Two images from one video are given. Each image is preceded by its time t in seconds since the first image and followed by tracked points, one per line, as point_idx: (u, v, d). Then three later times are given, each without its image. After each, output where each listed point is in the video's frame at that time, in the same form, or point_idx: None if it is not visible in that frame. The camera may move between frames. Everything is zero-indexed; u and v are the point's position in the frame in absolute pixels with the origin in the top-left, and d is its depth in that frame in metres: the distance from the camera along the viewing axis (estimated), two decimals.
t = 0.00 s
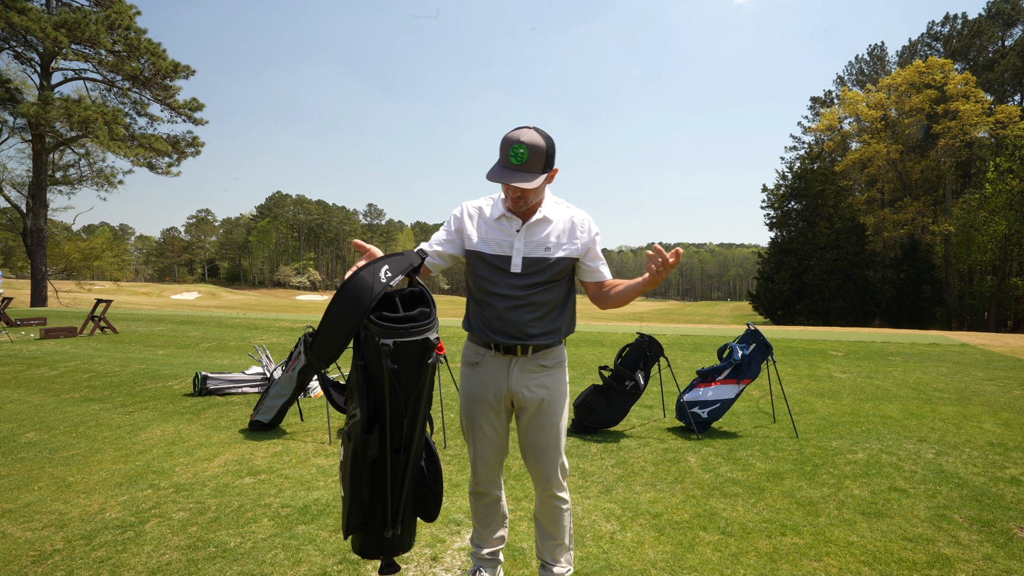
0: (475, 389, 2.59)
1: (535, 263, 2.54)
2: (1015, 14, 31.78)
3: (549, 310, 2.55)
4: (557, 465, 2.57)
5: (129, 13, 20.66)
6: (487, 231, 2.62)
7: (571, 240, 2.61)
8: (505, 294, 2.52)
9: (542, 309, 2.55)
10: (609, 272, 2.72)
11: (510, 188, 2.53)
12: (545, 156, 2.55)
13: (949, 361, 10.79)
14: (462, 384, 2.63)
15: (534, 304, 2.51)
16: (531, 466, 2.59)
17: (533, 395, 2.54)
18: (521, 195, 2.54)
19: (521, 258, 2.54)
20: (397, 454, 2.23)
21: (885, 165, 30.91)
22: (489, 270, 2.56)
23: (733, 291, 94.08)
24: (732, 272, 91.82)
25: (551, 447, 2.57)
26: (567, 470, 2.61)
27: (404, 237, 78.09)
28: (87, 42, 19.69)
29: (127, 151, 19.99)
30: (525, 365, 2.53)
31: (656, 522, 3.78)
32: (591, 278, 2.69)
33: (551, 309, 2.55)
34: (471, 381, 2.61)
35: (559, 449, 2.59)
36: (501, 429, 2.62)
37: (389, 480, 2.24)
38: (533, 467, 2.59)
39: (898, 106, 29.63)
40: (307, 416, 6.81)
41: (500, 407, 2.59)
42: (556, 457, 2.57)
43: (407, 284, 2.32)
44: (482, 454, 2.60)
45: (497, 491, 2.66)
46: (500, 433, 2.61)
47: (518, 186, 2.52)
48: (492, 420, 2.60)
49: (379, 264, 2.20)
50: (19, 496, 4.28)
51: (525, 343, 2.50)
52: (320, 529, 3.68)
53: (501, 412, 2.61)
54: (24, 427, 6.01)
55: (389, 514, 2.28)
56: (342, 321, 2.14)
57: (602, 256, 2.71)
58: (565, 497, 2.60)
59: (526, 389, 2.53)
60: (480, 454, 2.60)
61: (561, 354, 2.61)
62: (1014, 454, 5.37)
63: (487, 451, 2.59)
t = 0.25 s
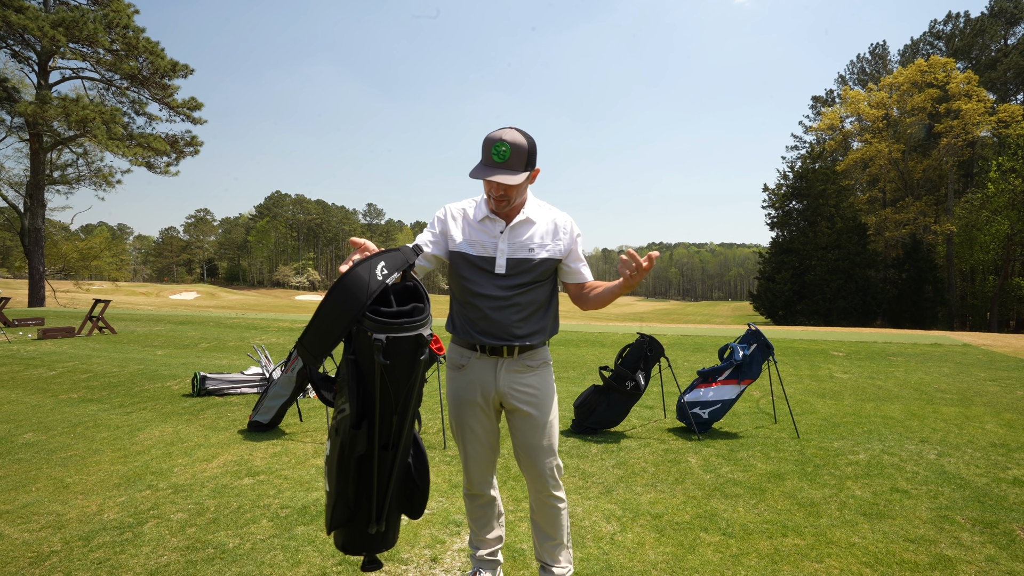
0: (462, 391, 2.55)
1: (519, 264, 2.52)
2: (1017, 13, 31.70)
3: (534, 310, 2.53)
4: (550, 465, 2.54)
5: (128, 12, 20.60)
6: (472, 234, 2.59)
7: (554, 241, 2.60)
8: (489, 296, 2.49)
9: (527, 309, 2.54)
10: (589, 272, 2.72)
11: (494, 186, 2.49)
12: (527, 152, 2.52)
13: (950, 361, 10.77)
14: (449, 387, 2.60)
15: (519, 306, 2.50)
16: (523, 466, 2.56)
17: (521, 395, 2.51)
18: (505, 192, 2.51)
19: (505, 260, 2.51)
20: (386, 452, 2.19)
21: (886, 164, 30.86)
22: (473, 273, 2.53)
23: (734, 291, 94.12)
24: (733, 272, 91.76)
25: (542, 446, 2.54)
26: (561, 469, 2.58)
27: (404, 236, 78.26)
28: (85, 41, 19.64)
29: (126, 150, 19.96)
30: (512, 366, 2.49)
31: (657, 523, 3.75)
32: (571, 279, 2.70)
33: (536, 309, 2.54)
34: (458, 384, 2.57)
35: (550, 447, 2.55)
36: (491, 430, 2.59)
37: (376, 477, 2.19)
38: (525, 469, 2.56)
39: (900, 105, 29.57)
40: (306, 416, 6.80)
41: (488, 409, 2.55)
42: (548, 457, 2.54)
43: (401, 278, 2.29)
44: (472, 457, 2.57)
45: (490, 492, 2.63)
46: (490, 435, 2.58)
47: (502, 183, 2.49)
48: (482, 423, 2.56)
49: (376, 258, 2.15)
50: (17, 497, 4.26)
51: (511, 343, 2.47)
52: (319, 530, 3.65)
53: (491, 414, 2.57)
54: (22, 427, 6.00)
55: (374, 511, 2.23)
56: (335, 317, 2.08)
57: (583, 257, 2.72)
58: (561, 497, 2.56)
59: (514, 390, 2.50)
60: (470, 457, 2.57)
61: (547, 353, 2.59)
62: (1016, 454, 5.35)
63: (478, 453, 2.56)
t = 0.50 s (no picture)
0: (455, 392, 2.57)
1: (509, 262, 2.54)
2: (1015, 14, 31.75)
3: (525, 309, 2.55)
4: (545, 464, 2.55)
5: (129, 13, 20.64)
6: (461, 230, 2.63)
7: (544, 241, 2.64)
8: (480, 295, 2.51)
9: (518, 309, 2.56)
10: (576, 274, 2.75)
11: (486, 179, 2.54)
12: (521, 144, 2.52)
13: (950, 361, 10.78)
14: (443, 388, 2.61)
15: (509, 305, 2.51)
16: (519, 466, 2.57)
17: (514, 395, 2.52)
18: (494, 187, 2.55)
19: (495, 259, 2.53)
20: (375, 448, 2.17)
21: (885, 164, 30.89)
22: (463, 271, 2.55)
23: (733, 291, 94.21)
24: (733, 273, 91.88)
25: (537, 445, 2.55)
26: (556, 469, 2.59)
27: (404, 237, 78.29)
28: (87, 42, 19.69)
29: (127, 151, 19.99)
30: (504, 367, 2.51)
31: (657, 522, 3.77)
32: (559, 281, 2.73)
33: (528, 309, 2.56)
34: (451, 386, 2.59)
35: (545, 446, 2.56)
36: (486, 430, 2.60)
37: (362, 474, 2.17)
38: (521, 468, 2.57)
39: (898, 106, 29.62)
40: (307, 416, 6.81)
41: (482, 409, 2.57)
42: (544, 456, 2.55)
43: (409, 274, 2.28)
44: (468, 457, 2.58)
45: (487, 492, 2.65)
46: (485, 435, 2.59)
47: (491, 177, 2.54)
48: (478, 423, 2.57)
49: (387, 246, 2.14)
50: (19, 496, 4.27)
51: (502, 344, 2.48)
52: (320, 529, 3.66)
53: (485, 414, 2.59)
54: (24, 427, 6.01)
55: (355, 513, 2.22)
56: (338, 303, 2.04)
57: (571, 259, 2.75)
58: (557, 496, 2.58)
59: (507, 389, 2.52)
60: (466, 457, 2.58)
61: (539, 353, 2.61)
62: (1015, 454, 5.36)
63: (474, 454, 2.57)
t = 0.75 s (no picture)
0: (456, 393, 2.56)
1: (510, 262, 2.54)
2: (1015, 14, 31.76)
3: (527, 308, 2.57)
4: (545, 465, 2.55)
5: (129, 13, 20.65)
6: (459, 232, 2.65)
7: (544, 238, 2.65)
8: (483, 295, 2.52)
9: (521, 308, 2.56)
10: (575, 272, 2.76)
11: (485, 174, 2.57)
12: (519, 139, 2.57)
13: (950, 361, 10.78)
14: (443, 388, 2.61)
15: (513, 304, 2.52)
16: (519, 467, 2.57)
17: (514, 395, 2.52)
18: (493, 180, 2.58)
19: (496, 258, 2.54)
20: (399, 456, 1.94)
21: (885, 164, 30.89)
22: (466, 274, 2.56)
23: (733, 291, 94.27)
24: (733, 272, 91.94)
25: (537, 445, 2.55)
26: (556, 469, 2.59)
27: (404, 237, 78.34)
28: (88, 43, 19.70)
29: (127, 151, 19.99)
30: (505, 367, 2.51)
31: (657, 522, 3.77)
32: (557, 280, 2.74)
33: (530, 308, 2.58)
34: (452, 387, 2.57)
35: (545, 446, 2.57)
36: (487, 430, 2.60)
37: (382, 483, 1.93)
38: (521, 469, 2.57)
39: (898, 106, 29.63)
40: (307, 416, 6.81)
41: (483, 409, 2.57)
42: (544, 457, 2.55)
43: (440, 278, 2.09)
44: (469, 457, 2.58)
45: (488, 492, 2.65)
46: (486, 435, 2.60)
47: (491, 170, 2.57)
48: (478, 423, 2.58)
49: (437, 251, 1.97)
50: (19, 496, 4.27)
51: (503, 344, 2.48)
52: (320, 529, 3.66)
53: (486, 415, 2.59)
54: (24, 427, 6.01)
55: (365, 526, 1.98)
56: (386, 302, 1.85)
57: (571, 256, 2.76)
58: (557, 496, 2.58)
59: (508, 390, 2.51)
60: (467, 457, 2.59)
61: (539, 353, 2.61)
62: (1014, 454, 5.37)
63: (475, 454, 2.58)
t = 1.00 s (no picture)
0: (465, 392, 2.57)
1: (519, 262, 2.52)
2: (1015, 14, 31.75)
3: (536, 307, 2.56)
4: (551, 465, 2.55)
5: (129, 13, 20.65)
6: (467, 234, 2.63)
7: (553, 239, 2.63)
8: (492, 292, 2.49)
9: (529, 307, 2.56)
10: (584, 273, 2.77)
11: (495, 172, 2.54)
12: (530, 139, 2.54)
13: (950, 361, 10.78)
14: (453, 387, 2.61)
15: (521, 303, 2.52)
16: (525, 466, 2.57)
17: (523, 394, 2.53)
18: (501, 180, 2.55)
19: (505, 257, 2.51)
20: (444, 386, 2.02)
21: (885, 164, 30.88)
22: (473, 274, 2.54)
23: (733, 291, 94.29)
24: (733, 272, 91.96)
25: (544, 445, 2.55)
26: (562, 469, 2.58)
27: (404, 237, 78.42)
28: (87, 43, 19.69)
29: (127, 151, 19.99)
30: (514, 366, 2.52)
31: (657, 522, 3.77)
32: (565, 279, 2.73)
33: (539, 306, 2.57)
34: (461, 385, 2.58)
35: (552, 447, 2.56)
36: (494, 428, 2.60)
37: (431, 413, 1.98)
38: (527, 468, 2.57)
39: (898, 106, 29.63)
40: (307, 416, 6.81)
41: (491, 408, 2.57)
42: (550, 457, 2.55)
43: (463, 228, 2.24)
44: (475, 456, 2.59)
45: (491, 491, 2.65)
46: (493, 434, 2.60)
47: (499, 170, 2.54)
48: (486, 422, 2.58)
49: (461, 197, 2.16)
50: (19, 496, 4.27)
51: (511, 344, 2.49)
52: (320, 528, 3.66)
53: (494, 413, 2.60)
54: (24, 427, 6.01)
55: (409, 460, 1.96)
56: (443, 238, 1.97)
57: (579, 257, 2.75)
58: (561, 497, 2.57)
59: (516, 389, 2.52)
60: (473, 456, 2.59)
61: (549, 354, 2.61)
62: (1014, 454, 5.37)
63: (481, 453, 2.58)
